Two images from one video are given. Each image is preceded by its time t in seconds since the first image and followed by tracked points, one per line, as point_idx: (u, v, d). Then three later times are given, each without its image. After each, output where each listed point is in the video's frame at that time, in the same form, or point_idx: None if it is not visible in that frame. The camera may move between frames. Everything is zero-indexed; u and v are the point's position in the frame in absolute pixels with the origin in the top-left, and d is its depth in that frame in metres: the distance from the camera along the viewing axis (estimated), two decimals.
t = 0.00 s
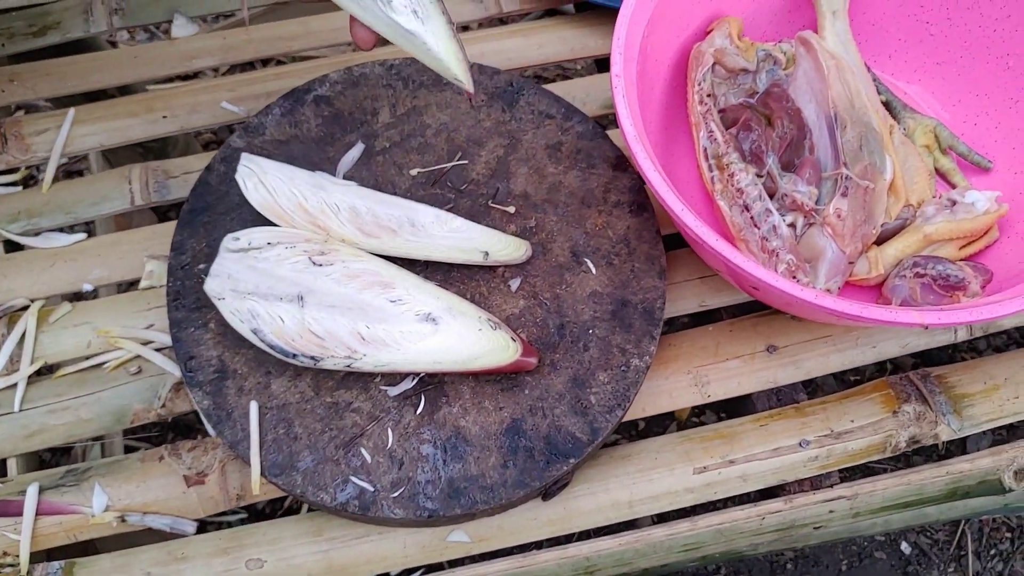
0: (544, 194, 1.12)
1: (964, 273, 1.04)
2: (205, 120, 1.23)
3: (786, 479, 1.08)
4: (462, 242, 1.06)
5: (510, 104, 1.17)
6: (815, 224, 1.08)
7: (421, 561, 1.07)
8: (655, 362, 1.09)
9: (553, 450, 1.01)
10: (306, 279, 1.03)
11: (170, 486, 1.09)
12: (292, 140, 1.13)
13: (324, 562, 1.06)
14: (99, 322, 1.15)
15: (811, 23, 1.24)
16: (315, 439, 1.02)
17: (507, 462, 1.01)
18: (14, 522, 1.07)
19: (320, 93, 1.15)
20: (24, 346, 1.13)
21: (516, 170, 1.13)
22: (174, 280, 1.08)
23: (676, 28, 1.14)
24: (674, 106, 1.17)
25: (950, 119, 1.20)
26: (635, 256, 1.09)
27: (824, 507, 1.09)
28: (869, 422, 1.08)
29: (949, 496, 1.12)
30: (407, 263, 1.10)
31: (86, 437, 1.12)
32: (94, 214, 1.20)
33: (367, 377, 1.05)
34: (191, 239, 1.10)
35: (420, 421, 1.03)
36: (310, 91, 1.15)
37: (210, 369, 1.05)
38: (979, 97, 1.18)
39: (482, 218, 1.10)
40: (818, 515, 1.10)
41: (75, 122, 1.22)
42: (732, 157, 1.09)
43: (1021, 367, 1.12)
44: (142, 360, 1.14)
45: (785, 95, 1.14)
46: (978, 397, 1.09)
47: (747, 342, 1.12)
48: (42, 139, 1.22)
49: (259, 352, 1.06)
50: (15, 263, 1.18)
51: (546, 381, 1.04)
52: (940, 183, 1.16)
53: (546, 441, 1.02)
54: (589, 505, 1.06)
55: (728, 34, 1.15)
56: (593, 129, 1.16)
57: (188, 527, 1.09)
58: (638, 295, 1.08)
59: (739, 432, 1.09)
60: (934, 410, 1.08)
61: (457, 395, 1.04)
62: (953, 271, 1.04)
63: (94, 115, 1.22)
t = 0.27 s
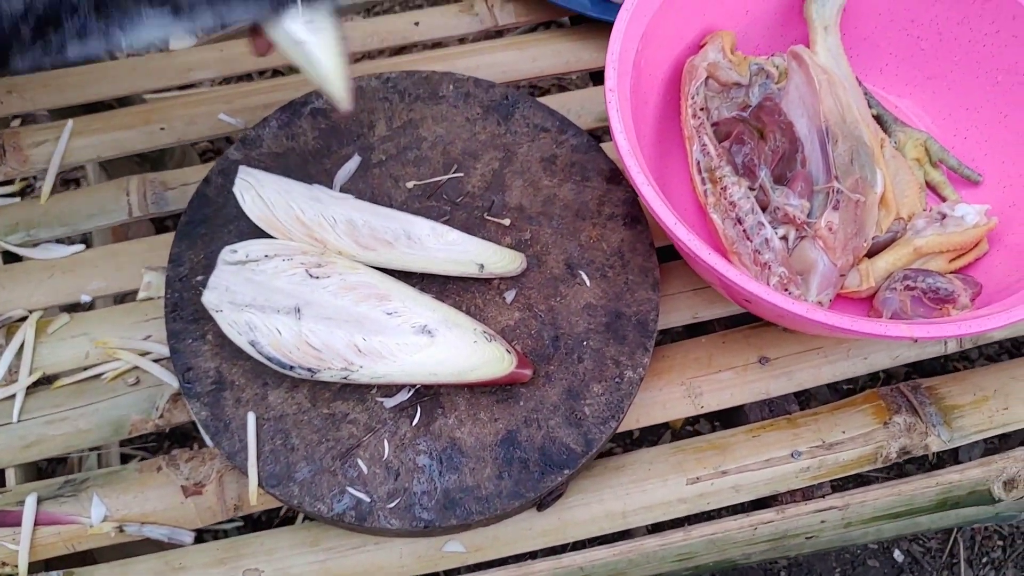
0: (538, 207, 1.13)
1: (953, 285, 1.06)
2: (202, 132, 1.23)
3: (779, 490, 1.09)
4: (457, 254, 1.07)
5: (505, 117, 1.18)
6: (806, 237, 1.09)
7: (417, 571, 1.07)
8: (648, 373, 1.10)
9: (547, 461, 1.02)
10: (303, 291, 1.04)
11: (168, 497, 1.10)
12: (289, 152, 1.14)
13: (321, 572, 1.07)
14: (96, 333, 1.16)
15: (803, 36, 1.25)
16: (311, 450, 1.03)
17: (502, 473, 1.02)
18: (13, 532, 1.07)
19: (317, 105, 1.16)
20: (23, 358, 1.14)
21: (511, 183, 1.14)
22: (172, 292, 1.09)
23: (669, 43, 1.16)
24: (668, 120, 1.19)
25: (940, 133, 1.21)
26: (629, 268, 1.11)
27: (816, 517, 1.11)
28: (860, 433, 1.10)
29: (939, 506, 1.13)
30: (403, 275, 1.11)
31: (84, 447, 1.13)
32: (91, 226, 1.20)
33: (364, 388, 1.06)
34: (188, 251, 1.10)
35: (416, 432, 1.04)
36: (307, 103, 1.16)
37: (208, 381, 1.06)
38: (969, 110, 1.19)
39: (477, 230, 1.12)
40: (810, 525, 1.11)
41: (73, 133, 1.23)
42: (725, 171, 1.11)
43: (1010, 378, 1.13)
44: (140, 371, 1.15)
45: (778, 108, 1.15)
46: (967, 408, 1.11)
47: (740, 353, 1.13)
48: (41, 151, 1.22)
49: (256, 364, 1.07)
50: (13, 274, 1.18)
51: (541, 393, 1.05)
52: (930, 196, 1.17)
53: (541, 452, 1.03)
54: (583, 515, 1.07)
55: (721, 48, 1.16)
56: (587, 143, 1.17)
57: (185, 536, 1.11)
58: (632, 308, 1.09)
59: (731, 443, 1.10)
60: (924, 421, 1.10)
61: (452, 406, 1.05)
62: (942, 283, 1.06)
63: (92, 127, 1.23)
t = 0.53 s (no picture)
0: (542, 237, 1.15)
1: (947, 314, 1.08)
2: (209, 160, 1.25)
3: (778, 515, 1.12)
4: (462, 284, 1.10)
5: (509, 147, 1.20)
6: (804, 267, 1.11)
7: None
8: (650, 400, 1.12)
9: (551, 488, 1.04)
10: (312, 321, 1.05)
11: (178, 522, 1.11)
12: (295, 182, 1.16)
13: None
14: (106, 359, 1.18)
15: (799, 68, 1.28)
16: (320, 477, 1.05)
17: (507, 499, 1.04)
18: (25, 557, 1.09)
19: (322, 136, 1.18)
20: (34, 384, 1.16)
21: (514, 213, 1.17)
22: (182, 321, 1.10)
23: (669, 75, 1.18)
24: (668, 150, 1.21)
25: (935, 162, 1.24)
26: (631, 297, 1.13)
27: (815, 542, 1.13)
28: (857, 459, 1.12)
29: (936, 530, 1.15)
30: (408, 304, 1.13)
31: (94, 473, 1.15)
32: (100, 253, 1.22)
33: (371, 416, 1.08)
34: (197, 280, 1.12)
35: (423, 459, 1.06)
36: (313, 134, 1.18)
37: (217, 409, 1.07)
38: (962, 141, 1.21)
39: (481, 259, 1.14)
40: (809, 550, 1.13)
41: (83, 162, 1.25)
42: (724, 202, 1.13)
43: (1003, 405, 1.16)
44: (149, 398, 1.17)
45: (775, 139, 1.17)
46: (963, 434, 1.14)
47: (739, 381, 1.15)
48: (51, 179, 1.24)
49: (265, 392, 1.08)
50: (23, 301, 1.20)
51: (545, 421, 1.07)
52: (925, 226, 1.20)
53: (545, 479, 1.05)
54: (587, 540, 1.09)
55: (720, 80, 1.19)
56: (589, 173, 1.19)
57: (195, 561, 1.13)
58: (634, 335, 1.11)
59: (731, 469, 1.13)
60: (920, 447, 1.12)
61: (458, 434, 1.07)
62: (936, 313, 1.08)
63: (102, 156, 1.25)
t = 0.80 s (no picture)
0: (553, 282, 1.17)
1: (954, 361, 1.09)
2: (224, 203, 1.27)
3: (788, 560, 1.12)
4: (474, 330, 1.10)
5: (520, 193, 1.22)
6: (812, 313, 1.12)
7: None
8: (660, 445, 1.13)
9: (562, 533, 1.04)
10: (326, 366, 1.06)
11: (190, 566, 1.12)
12: (311, 227, 1.18)
13: None
14: (120, 402, 1.19)
15: (806, 114, 1.31)
16: (333, 521, 1.04)
17: (518, 544, 1.04)
18: None
19: (337, 181, 1.20)
20: (48, 427, 1.16)
21: (525, 258, 1.18)
22: (197, 365, 1.11)
23: (678, 122, 1.21)
24: (676, 197, 1.23)
25: (940, 209, 1.28)
26: (641, 342, 1.14)
27: None
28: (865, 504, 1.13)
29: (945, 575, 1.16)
30: (420, 349, 1.14)
31: (107, 515, 1.15)
32: (115, 295, 1.24)
33: (383, 461, 1.08)
34: (212, 324, 1.13)
35: (435, 504, 1.06)
36: (329, 178, 1.20)
37: (231, 453, 1.07)
38: (967, 189, 1.26)
39: (493, 304, 1.15)
40: None
41: (99, 204, 1.27)
42: (733, 248, 1.14)
43: (1010, 450, 1.17)
44: (163, 441, 1.18)
45: (782, 185, 1.19)
46: (970, 479, 1.15)
47: (747, 425, 1.17)
48: (68, 222, 1.26)
49: (279, 436, 1.08)
50: (38, 343, 1.21)
51: (556, 466, 1.07)
52: (931, 271, 1.22)
53: (557, 524, 1.05)
54: None
55: (728, 128, 1.21)
56: (599, 218, 1.21)
57: None
58: (644, 381, 1.12)
59: (740, 513, 1.14)
60: (927, 492, 1.13)
61: (470, 479, 1.07)
62: (943, 359, 1.09)
63: (118, 199, 1.27)
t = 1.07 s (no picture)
0: (557, 311, 1.18)
1: (957, 392, 1.09)
2: (231, 231, 1.29)
3: None
4: (479, 357, 1.11)
5: (525, 222, 1.23)
6: (815, 342, 1.13)
7: None
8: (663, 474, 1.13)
9: (566, 563, 1.04)
10: (331, 394, 1.06)
11: None
12: (316, 255, 1.19)
13: None
14: (125, 429, 1.19)
15: (809, 144, 1.34)
16: (336, 550, 1.04)
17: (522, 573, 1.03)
18: None
19: (342, 210, 1.22)
20: (54, 452, 1.16)
21: (530, 287, 1.19)
22: (202, 392, 1.11)
23: (682, 152, 1.23)
24: (679, 227, 1.24)
25: (942, 239, 1.31)
26: (644, 372, 1.14)
27: None
28: (868, 534, 1.13)
29: None
30: (423, 378, 1.14)
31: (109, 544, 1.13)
32: (121, 321, 1.24)
33: (387, 488, 1.07)
34: (218, 351, 1.14)
35: (438, 532, 1.05)
36: (335, 208, 1.22)
37: (235, 480, 1.07)
38: (969, 218, 1.28)
39: (498, 333, 1.16)
40: None
41: (106, 231, 1.28)
42: (736, 278, 1.15)
43: (1013, 479, 1.17)
44: (168, 468, 1.17)
45: (785, 216, 1.21)
46: (974, 509, 1.15)
47: (751, 454, 1.17)
48: (75, 248, 1.27)
49: (284, 463, 1.08)
50: (44, 368, 1.21)
51: (559, 495, 1.07)
52: (933, 300, 1.23)
53: (560, 553, 1.04)
54: None
55: (732, 157, 1.22)
56: (603, 248, 1.23)
57: None
58: (647, 411, 1.12)
59: (744, 543, 1.13)
60: (931, 522, 1.14)
61: (474, 507, 1.07)
62: (947, 391, 1.09)
63: (125, 225, 1.28)
